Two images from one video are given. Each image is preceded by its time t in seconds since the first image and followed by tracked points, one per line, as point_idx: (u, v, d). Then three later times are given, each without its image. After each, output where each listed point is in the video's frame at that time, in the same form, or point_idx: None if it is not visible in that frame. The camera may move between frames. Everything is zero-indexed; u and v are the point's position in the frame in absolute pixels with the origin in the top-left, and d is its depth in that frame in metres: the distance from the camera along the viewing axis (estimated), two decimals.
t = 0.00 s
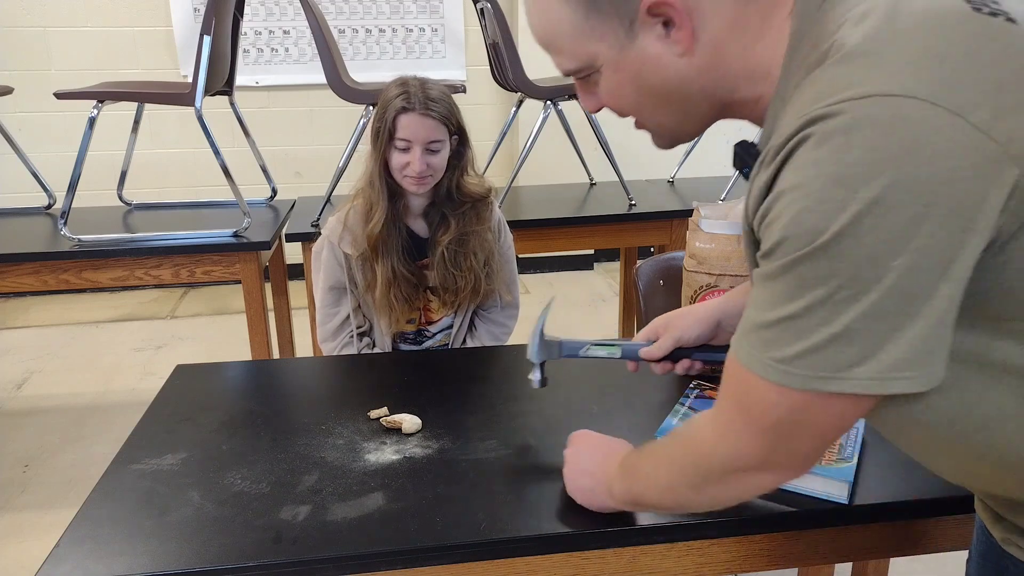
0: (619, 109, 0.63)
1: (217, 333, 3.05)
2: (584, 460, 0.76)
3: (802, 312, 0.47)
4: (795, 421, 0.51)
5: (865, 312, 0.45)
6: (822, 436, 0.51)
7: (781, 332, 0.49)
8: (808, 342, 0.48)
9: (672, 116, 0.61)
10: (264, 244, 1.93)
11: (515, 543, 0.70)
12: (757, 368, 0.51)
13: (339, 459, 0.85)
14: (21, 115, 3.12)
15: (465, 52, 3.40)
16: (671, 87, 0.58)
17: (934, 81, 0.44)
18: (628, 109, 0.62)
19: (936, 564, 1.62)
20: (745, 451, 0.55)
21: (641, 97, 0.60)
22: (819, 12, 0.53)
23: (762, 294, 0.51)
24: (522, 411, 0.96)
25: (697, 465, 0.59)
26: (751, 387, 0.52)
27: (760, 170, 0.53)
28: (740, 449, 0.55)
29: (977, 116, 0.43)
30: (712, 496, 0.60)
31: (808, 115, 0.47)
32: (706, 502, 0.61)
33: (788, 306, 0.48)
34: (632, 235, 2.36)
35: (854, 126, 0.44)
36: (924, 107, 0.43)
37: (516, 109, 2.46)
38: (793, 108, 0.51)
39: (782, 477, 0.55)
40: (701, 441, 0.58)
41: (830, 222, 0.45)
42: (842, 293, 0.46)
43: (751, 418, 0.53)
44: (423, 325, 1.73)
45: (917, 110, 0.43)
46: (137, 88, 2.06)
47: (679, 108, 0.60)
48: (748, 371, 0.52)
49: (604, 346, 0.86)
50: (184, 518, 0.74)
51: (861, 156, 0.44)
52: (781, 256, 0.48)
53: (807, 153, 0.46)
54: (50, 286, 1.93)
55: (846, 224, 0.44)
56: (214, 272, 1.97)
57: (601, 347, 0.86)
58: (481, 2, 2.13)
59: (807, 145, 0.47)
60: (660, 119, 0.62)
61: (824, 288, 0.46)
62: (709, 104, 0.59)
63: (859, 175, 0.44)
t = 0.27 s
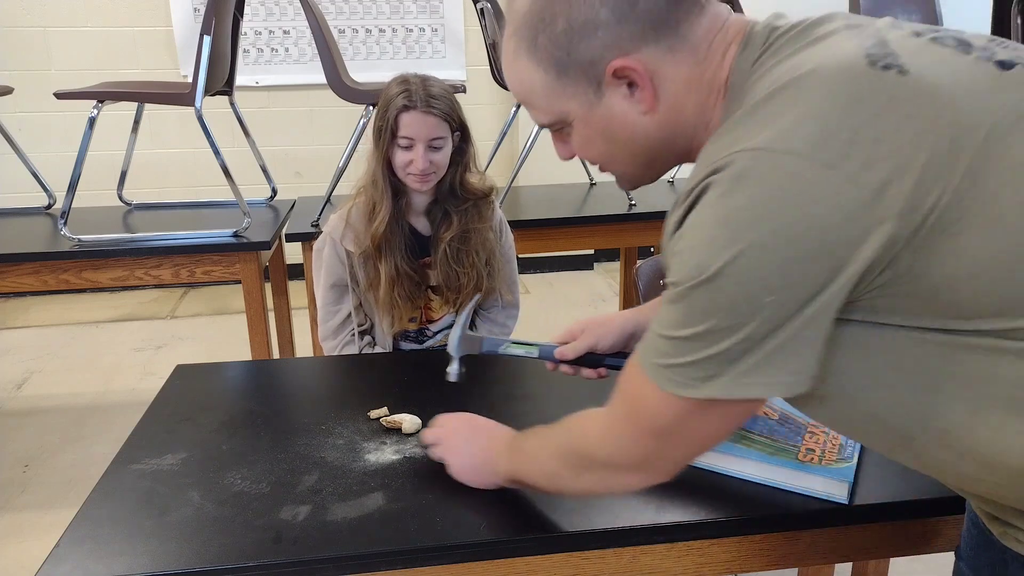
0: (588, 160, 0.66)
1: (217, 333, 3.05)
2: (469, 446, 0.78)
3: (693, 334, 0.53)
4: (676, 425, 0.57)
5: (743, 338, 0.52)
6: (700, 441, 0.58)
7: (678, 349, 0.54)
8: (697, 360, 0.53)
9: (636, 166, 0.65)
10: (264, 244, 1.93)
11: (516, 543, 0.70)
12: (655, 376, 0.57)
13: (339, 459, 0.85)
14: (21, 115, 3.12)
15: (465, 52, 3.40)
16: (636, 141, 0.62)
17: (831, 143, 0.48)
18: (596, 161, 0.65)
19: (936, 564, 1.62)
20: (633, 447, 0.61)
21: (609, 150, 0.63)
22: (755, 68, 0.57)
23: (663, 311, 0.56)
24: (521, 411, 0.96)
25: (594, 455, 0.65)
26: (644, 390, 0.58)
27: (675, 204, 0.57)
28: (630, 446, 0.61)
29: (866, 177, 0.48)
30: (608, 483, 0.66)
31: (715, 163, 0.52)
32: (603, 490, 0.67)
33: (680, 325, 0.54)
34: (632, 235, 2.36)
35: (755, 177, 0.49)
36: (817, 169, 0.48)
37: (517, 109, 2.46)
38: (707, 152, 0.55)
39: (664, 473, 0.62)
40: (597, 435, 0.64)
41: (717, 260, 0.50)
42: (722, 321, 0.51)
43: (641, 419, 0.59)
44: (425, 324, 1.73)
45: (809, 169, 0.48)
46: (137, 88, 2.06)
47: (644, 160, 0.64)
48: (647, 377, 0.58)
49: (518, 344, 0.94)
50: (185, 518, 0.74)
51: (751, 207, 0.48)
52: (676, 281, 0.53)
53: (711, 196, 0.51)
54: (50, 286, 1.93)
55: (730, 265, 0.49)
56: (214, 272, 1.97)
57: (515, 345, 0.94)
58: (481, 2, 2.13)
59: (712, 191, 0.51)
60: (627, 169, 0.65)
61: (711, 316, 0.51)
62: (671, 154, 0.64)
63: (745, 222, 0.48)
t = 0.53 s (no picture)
0: (580, 201, 0.76)
1: (217, 333, 3.05)
2: (404, 420, 0.86)
3: (621, 325, 0.64)
4: (594, 404, 0.67)
5: (661, 334, 0.62)
6: (614, 423, 0.68)
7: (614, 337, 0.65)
8: (624, 348, 0.64)
9: (622, 207, 0.74)
10: (265, 244, 1.93)
11: (515, 543, 0.70)
12: (586, 356, 0.67)
13: (339, 459, 0.85)
14: (20, 115, 3.12)
15: (465, 52, 3.40)
16: (621, 184, 0.71)
17: (756, 180, 0.58)
18: (586, 202, 0.75)
19: (936, 564, 1.62)
20: (556, 427, 0.70)
21: (598, 192, 0.73)
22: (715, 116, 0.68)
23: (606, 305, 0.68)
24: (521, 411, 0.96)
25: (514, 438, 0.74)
26: (574, 371, 0.68)
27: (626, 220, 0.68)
28: (554, 426, 0.71)
29: (779, 211, 0.58)
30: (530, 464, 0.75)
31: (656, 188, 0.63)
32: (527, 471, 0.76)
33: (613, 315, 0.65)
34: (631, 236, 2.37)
35: (684, 199, 0.60)
36: (737, 198, 0.58)
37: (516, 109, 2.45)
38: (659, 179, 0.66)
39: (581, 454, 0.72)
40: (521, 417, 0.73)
41: (641, 262, 0.61)
42: (643, 317, 0.62)
43: (568, 399, 0.69)
44: (424, 324, 1.73)
45: (730, 197, 0.58)
46: (137, 88, 2.06)
47: (629, 201, 0.74)
48: (579, 357, 0.68)
49: (491, 364, 1.00)
50: (185, 518, 0.74)
51: (676, 222, 0.59)
52: (612, 276, 0.64)
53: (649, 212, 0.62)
54: (50, 286, 1.93)
55: (652, 269, 0.60)
56: (214, 272, 1.97)
57: (490, 364, 1.00)
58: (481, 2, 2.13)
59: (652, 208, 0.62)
60: (614, 210, 0.75)
61: (637, 311, 0.62)
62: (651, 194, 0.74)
63: (667, 234, 0.60)
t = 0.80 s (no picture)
0: (587, 194, 0.74)
1: (217, 333, 3.05)
2: (409, 427, 0.83)
3: (637, 312, 0.62)
4: (613, 404, 0.65)
5: (679, 319, 0.61)
6: (634, 426, 0.65)
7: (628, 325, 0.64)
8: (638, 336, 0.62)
9: (630, 198, 0.73)
10: (265, 244, 1.93)
11: (515, 543, 0.70)
12: (605, 351, 0.65)
13: (339, 459, 0.85)
14: (20, 115, 3.12)
15: (465, 52, 3.40)
16: (630, 173, 0.70)
17: (769, 155, 0.58)
18: (594, 194, 0.74)
19: (936, 564, 1.62)
20: (571, 430, 0.68)
21: (607, 182, 0.72)
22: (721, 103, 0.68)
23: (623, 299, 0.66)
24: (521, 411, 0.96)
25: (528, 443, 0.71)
26: (590, 369, 0.66)
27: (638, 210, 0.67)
28: (569, 428, 0.68)
29: (794, 187, 0.58)
30: (541, 473, 0.72)
31: (669, 169, 0.63)
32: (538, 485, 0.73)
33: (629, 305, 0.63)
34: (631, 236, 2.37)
35: (698, 176, 0.59)
36: (751, 174, 0.58)
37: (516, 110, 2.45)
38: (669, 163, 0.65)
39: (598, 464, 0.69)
40: (535, 423, 0.70)
41: (657, 241, 0.60)
42: (658, 300, 0.61)
43: (583, 397, 0.66)
44: (425, 323, 1.72)
45: (744, 173, 0.58)
46: (137, 88, 2.06)
47: (637, 191, 0.72)
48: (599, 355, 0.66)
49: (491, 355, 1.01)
50: (185, 518, 0.74)
51: (692, 198, 0.59)
52: (627, 263, 0.63)
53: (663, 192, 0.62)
54: (50, 286, 1.93)
55: (668, 247, 0.59)
56: (214, 272, 1.97)
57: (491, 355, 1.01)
58: (481, 1, 2.13)
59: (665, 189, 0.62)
60: (622, 203, 0.74)
61: (654, 294, 0.61)
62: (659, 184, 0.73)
63: (683, 211, 0.59)
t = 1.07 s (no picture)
0: (591, 172, 0.70)
1: (217, 333, 3.05)
2: (526, 451, 0.75)
3: (713, 280, 0.56)
4: (738, 399, 0.57)
5: (764, 282, 0.54)
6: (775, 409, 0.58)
7: (698, 295, 0.57)
8: (719, 306, 0.56)
9: (636, 176, 0.68)
10: (265, 244, 1.93)
11: (515, 543, 0.70)
12: (711, 347, 0.57)
13: (339, 459, 0.85)
14: (20, 115, 3.12)
15: (465, 52, 3.40)
16: (637, 149, 0.66)
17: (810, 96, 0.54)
18: (598, 172, 0.69)
19: (936, 564, 1.62)
20: (704, 438, 0.59)
21: (612, 159, 0.67)
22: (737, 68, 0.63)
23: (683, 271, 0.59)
24: (521, 411, 0.96)
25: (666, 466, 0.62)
26: (706, 372, 0.58)
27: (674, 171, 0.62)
28: (697, 434, 0.60)
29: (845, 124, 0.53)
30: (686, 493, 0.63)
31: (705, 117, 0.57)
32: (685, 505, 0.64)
33: (704, 274, 0.56)
34: (631, 236, 2.37)
35: (749, 118, 0.54)
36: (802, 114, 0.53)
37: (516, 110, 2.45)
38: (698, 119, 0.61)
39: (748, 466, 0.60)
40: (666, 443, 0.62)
41: (718, 194, 0.54)
42: (734, 262, 0.54)
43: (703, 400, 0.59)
44: (425, 323, 1.72)
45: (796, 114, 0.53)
46: (137, 88, 2.06)
47: (645, 169, 0.68)
48: (707, 355, 0.58)
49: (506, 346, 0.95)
50: (185, 518, 0.74)
51: (741, 142, 0.53)
52: (693, 227, 0.56)
53: (706, 141, 0.56)
54: (50, 286, 1.93)
55: (731, 198, 0.53)
56: (214, 272, 1.97)
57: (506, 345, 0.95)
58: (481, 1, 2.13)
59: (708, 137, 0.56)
60: (628, 182, 0.69)
61: (728, 255, 0.54)
62: (668, 163, 0.68)
63: (737, 157, 0.53)
